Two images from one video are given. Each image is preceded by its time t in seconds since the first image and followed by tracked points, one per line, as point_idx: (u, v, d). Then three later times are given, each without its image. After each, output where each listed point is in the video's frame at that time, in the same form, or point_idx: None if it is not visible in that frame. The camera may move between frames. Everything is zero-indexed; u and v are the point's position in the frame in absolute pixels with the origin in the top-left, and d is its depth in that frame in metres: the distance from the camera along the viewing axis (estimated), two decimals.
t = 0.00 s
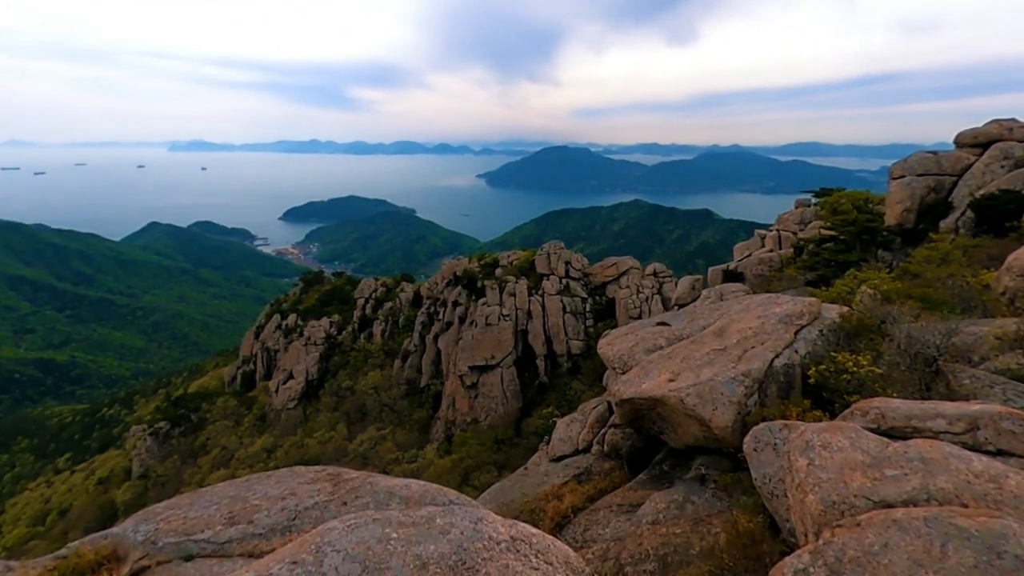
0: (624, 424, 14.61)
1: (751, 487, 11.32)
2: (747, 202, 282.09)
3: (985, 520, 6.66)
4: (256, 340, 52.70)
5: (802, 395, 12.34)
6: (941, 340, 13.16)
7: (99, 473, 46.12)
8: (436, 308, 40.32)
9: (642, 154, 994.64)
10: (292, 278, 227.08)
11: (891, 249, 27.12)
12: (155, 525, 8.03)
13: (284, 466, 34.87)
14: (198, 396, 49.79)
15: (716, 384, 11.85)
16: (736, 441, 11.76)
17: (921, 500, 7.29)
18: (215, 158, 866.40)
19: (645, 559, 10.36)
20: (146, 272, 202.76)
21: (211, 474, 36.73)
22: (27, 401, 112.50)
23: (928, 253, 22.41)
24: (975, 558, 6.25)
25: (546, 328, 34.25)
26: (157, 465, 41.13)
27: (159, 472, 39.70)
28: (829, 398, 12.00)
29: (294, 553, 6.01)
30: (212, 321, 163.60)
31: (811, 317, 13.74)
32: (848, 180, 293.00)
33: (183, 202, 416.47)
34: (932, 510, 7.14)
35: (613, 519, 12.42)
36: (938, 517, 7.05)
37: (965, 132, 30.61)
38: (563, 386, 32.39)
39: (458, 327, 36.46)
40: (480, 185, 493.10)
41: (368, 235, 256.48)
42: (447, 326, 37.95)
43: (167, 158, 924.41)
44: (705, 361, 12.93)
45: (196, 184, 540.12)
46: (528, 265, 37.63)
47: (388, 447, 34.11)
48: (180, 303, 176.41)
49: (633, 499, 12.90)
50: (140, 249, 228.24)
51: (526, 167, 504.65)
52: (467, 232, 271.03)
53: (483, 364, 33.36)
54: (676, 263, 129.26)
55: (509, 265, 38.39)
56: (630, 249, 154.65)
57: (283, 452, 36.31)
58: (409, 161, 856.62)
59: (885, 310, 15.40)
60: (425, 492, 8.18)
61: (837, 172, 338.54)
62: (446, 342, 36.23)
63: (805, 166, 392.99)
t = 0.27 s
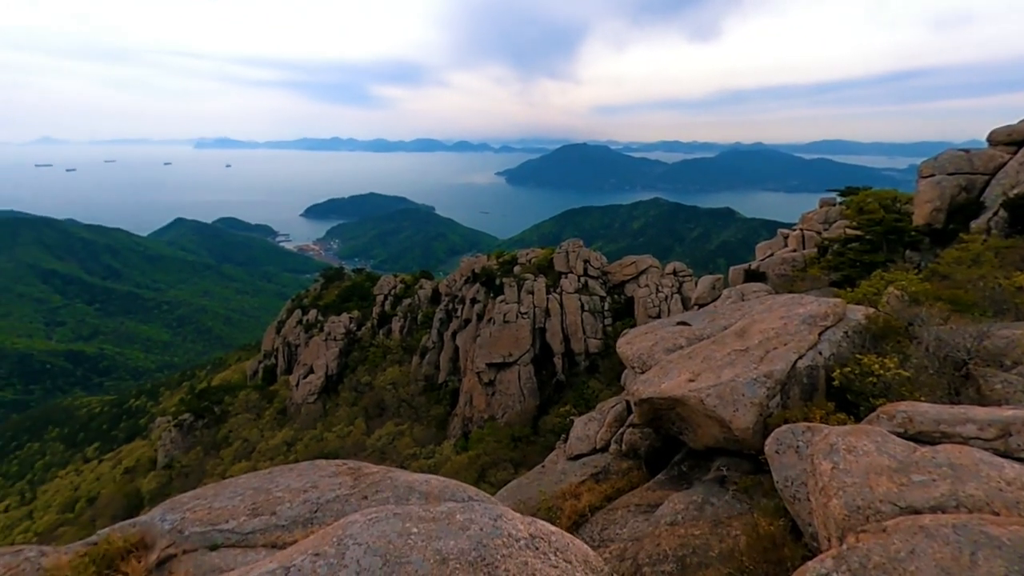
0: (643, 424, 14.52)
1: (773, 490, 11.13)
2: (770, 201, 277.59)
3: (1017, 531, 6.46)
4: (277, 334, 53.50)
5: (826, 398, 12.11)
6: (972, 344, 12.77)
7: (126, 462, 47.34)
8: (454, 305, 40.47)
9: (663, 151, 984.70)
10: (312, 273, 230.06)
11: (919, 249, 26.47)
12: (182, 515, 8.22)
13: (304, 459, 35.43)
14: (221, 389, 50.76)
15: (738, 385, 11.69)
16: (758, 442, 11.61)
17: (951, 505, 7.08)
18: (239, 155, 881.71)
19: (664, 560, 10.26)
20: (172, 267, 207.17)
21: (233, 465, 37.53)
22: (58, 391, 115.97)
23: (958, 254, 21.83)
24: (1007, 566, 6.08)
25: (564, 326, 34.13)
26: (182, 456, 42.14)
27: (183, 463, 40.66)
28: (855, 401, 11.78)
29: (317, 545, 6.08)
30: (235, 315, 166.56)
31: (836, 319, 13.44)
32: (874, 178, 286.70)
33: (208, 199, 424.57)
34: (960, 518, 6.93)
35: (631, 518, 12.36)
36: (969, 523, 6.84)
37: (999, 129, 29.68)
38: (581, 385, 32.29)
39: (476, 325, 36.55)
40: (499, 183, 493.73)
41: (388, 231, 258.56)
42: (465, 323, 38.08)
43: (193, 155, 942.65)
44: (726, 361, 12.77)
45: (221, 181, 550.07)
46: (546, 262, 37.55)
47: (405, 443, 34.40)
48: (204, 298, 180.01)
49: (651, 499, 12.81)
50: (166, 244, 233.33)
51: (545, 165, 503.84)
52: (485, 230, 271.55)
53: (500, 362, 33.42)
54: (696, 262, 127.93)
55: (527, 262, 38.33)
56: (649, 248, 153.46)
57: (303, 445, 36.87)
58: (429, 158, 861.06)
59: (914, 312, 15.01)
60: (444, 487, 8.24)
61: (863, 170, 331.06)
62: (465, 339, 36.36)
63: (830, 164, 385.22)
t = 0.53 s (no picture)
0: (663, 425, 14.41)
1: (796, 494, 10.94)
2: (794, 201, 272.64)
3: None
4: (299, 331, 54.23)
5: (852, 402, 11.85)
6: (1006, 349, 12.36)
7: (152, 453, 48.51)
8: (473, 304, 40.57)
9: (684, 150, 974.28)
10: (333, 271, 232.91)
11: (951, 252, 25.68)
12: (207, 507, 8.38)
13: (324, 454, 35.94)
14: (243, 384, 51.64)
15: (760, 388, 11.51)
16: (780, 446, 11.44)
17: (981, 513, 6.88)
18: (263, 154, 896.49)
19: (683, 563, 10.17)
20: (198, 263, 211.57)
21: (255, 458, 38.20)
22: (89, 383, 119.33)
23: (992, 257, 21.17)
24: None
25: (583, 326, 33.97)
26: (206, 448, 43.07)
27: (206, 455, 41.54)
28: (881, 405, 11.55)
29: (339, 538, 6.15)
30: (258, 311, 169.49)
31: (863, 321, 13.11)
32: (903, 178, 279.60)
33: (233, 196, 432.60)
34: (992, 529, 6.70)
35: (650, 519, 12.27)
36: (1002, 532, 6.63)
37: None
38: (599, 386, 32.12)
39: (495, 323, 36.60)
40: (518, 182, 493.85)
41: (408, 230, 260.31)
42: (484, 322, 38.17)
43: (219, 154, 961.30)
44: (749, 363, 12.57)
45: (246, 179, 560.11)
46: (566, 262, 37.42)
47: (423, 440, 34.63)
48: (229, 294, 183.55)
49: (671, 502, 12.70)
50: (192, 240, 238.26)
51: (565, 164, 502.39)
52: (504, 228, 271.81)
53: (518, 360, 33.41)
54: (718, 263, 126.44)
55: (546, 261, 38.24)
56: (670, 248, 152.05)
57: (323, 440, 37.41)
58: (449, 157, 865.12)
59: (945, 316, 14.58)
60: (463, 485, 8.27)
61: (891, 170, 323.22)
62: (483, 338, 36.43)
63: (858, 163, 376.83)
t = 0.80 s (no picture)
0: (683, 429, 14.27)
1: (819, 502, 10.71)
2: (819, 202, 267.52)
3: None
4: (319, 328, 54.94)
5: (878, 408, 11.57)
6: None
7: (178, 447, 49.63)
8: (491, 304, 40.65)
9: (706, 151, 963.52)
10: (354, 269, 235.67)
11: (983, 255, 24.84)
12: (231, 500, 8.55)
13: (343, 451, 36.44)
14: (265, 380, 52.48)
15: (783, 392, 11.31)
16: (803, 452, 11.24)
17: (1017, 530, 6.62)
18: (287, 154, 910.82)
19: (703, 568, 10.06)
20: (223, 261, 215.72)
21: (276, 454, 38.84)
22: (117, 377, 122.57)
23: None
24: None
25: (601, 327, 33.81)
26: (228, 443, 43.90)
27: (229, 449, 42.41)
28: (910, 411, 11.26)
29: (359, 535, 6.19)
30: (281, 309, 172.24)
31: (891, 326, 12.78)
32: (933, 179, 272.41)
33: (257, 196, 440.34)
34: None
35: (669, 522, 12.15)
36: None
37: None
38: (618, 388, 31.90)
39: (513, 323, 36.61)
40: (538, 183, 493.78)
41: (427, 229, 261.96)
42: (503, 322, 38.22)
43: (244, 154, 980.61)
44: (771, 367, 12.36)
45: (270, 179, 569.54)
46: (585, 262, 37.33)
47: (441, 438, 34.85)
48: (252, 292, 186.90)
49: (690, 506, 12.55)
50: (217, 239, 243.07)
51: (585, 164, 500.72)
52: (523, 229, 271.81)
53: (537, 361, 33.36)
54: (740, 265, 124.88)
55: (566, 262, 38.15)
56: (691, 250, 150.55)
57: (342, 437, 37.93)
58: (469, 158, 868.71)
59: (977, 322, 14.13)
60: (482, 485, 8.28)
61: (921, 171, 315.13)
62: (502, 338, 36.47)
63: (886, 164, 368.23)
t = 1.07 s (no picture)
0: (704, 434, 14.12)
1: (845, 511, 10.49)
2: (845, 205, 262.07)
3: None
4: (340, 327, 55.56)
5: (906, 417, 11.29)
6: None
7: (201, 442, 50.62)
8: (510, 305, 40.70)
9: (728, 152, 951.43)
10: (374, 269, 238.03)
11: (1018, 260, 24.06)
12: (254, 496, 8.71)
13: (362, 450, 36.83)
14: (287, 377, 53.25)
15: (808, 399, 11.11)
16: (827, 459, 11.04)
17: None
18: (310, 155, 923.55)
19: None
20: (247, 260, 219.73)
21: (297, 451, 39.43)
22: (144, 373, 125.69)
23: None
24: None
25: (621, 330, 33.57)
26: (251, 439, 44.68)
27: (251, 445, 43.13)
28: (939, 420, 10.97)
29: (379, 534, 6.24)
30: (302, 308, 174.75)
31: (920, 333, 12.45)
32: (965, 182, 265.04)
33: (281, 196, 447.44)
34: None
35: (688, 528, 12.03)
36: None
37: None
38: (637, 390, 31.65)
39: (532, 325, 36.57)
40: (557, 184, 492.94)
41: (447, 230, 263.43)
42: (521, 323, 38.21)
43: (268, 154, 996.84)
44: (796, 372, 12.13)
45: (293, 180, 578.08)
46: (605, 264, 37.12)
47: (458, 438, 34.99)
48: (274, 291, 189.93)
49: (711, 512, 12.38)
50: (241, 238, 247.63)
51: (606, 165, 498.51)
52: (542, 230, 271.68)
53: (555, 362, 33.28)
54: (762, 269, 123.07)
55: (585, 264, 38.01)
56: (712, 253, 148.81)
57: (361, 435, 38.31)
58: (488, 159, 870.95)
59: (1011, 329, 13.70)
60: (502, 486, 8.27)
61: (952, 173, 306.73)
62: (520, 339, 36.48)
63: (915, 166, 359.27)
